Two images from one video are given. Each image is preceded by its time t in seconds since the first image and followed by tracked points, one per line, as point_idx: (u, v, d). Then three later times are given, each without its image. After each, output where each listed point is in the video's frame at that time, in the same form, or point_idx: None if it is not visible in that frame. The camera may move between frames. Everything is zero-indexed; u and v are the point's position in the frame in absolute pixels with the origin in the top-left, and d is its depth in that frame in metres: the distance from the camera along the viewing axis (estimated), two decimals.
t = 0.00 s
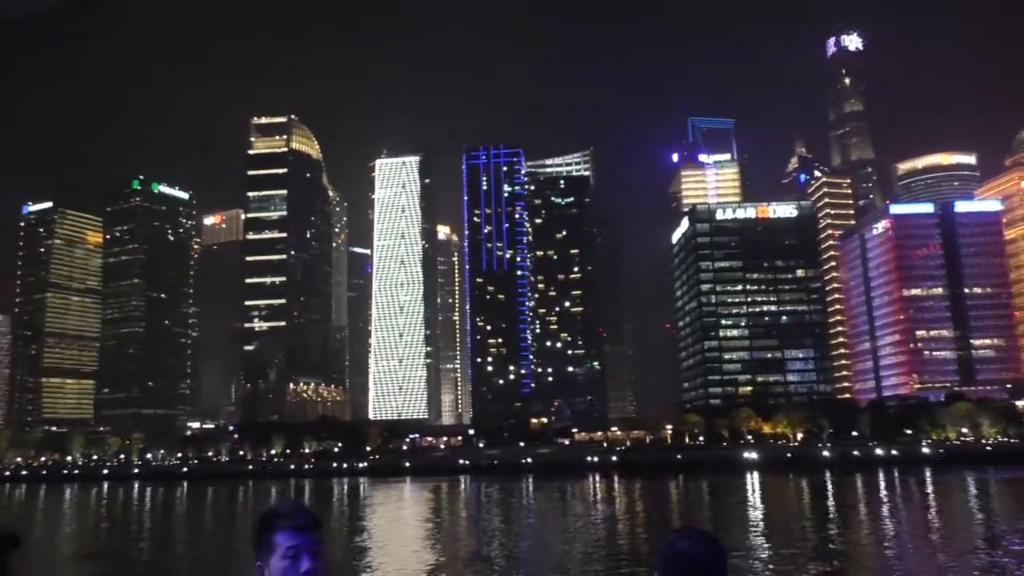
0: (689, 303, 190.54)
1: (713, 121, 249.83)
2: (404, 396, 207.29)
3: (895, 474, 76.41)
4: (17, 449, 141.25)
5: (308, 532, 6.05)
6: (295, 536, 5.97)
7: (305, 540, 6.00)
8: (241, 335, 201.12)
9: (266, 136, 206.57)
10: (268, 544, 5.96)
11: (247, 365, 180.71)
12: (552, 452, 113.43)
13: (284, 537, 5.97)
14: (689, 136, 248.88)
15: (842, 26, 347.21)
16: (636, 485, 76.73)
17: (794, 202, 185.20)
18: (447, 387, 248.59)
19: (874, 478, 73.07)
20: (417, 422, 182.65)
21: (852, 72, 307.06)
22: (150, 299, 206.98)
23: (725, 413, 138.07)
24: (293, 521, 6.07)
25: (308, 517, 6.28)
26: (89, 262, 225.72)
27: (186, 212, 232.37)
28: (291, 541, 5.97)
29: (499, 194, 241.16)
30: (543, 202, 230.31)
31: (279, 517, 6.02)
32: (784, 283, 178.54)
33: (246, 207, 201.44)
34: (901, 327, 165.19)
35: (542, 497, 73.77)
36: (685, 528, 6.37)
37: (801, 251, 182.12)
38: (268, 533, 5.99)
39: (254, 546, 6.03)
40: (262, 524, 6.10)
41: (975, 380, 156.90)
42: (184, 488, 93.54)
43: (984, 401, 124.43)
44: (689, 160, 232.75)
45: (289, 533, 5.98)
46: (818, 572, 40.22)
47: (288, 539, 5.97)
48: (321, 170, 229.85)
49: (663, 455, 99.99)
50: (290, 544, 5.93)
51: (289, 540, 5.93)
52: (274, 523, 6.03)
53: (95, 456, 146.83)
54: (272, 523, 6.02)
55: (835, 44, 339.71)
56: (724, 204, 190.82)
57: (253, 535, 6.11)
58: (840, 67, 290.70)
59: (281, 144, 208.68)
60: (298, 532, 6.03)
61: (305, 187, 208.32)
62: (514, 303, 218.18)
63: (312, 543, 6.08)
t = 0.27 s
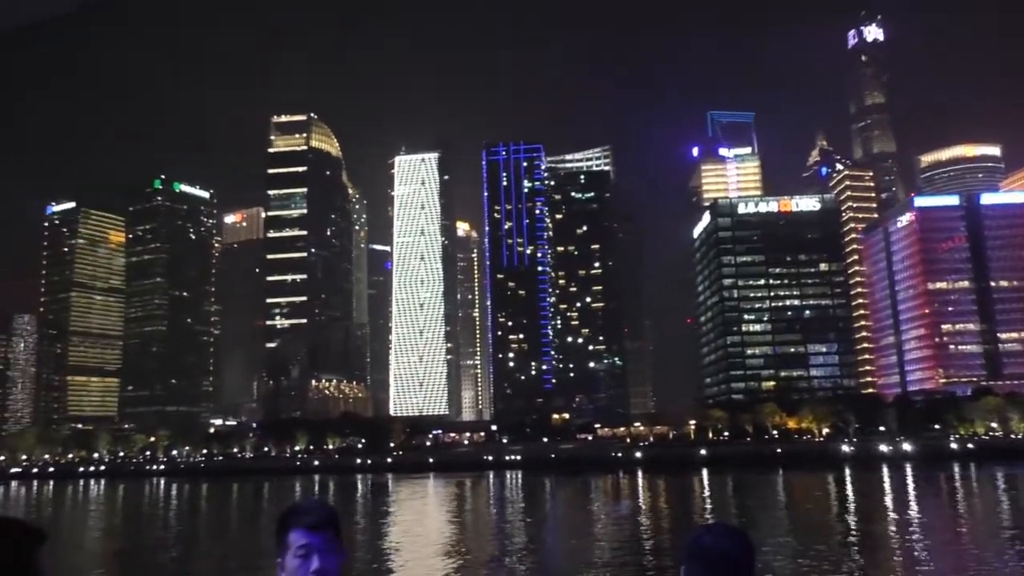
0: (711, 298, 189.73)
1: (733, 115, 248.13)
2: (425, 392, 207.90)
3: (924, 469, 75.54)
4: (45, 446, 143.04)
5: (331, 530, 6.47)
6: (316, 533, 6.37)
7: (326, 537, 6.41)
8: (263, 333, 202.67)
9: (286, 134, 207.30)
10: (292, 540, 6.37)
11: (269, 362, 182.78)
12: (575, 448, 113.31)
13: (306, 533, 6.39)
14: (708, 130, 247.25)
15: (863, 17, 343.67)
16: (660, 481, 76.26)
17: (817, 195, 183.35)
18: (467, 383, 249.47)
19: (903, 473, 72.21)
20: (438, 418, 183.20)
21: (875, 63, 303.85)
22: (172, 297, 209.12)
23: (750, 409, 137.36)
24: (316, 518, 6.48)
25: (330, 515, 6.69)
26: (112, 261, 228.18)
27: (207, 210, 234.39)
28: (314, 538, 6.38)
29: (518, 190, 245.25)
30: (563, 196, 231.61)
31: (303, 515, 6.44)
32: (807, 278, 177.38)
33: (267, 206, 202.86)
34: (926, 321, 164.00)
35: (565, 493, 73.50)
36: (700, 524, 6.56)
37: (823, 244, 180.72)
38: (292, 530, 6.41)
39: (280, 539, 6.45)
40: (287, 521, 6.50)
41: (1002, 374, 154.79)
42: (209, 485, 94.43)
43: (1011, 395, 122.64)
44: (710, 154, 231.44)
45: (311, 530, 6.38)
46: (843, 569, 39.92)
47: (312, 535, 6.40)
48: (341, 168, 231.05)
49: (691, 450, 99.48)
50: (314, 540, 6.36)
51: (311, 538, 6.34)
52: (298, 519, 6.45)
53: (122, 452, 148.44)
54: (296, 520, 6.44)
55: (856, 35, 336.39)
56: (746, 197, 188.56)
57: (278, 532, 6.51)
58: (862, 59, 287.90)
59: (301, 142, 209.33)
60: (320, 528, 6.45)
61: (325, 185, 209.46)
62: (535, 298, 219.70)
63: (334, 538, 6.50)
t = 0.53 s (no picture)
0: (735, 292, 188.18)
1: (755, 108, 246.21)
2: (447, 386, 207.87)
3: (953, 464, 74.85)
4: (74, 441, 145.32)
5: (354, 528, 6.81)
6: (340, 532, 6.71)
7: (351, 535, 6.75)
8: (286, 328, 204.68)
9: (308, 130, 208.20)
10: (318, 539, 6.73)
11: (293, 356, 183.82)
12: (599, 442, 113.13)
13: (331, 532, 6.73)
14: (730, 124, 245.45)
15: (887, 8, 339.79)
16: (684, 476, 76.02)
17: (843, 188, 181.58)
18: (488, 378, 250.74)
19: (931, 469, 71.50)
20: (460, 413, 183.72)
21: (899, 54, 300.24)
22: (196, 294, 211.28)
23: (776, 403, 136.34)
24: (341, 517, 6.81)
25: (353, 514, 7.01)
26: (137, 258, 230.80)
27: (230, 208, 236.54)
28: (337, 536, 6.72)
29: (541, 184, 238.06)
30: (584, 191, 233.84)
31: (327, 515, 6.77)
32: (832, 272, 175.59)
33: (290, 202, 204.44)
34: (955, 315, 162.06)
35: (589, 488, 73.35)
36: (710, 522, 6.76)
37: (849, 238, 178.69)
38: (318, 529, 6.74)
39: (307, 538, 6.81)
40: (314, 520, 6.86)
41: None
42: (236, 479, 95.49)
43: None
44: (732, 147, 229.95)
45: (336, 528, 6.74)
46: (871, 564, 39.46)
47: (336, 533, 6.74)
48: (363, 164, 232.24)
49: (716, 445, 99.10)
50: (338, 539, 6.70)
51: (336, 535, 6.68)
52: (324, 519, 6.79)
53: (150, 447, 150.22)
54: (322, 520, 6.78)
55: (880, 26, 332.71)
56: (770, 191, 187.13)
57: (305, 530, 6.87)
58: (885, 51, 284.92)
59: (323, 138, 210.60)
60: (344, 528, 6.78)
61: (347, 181, 210.70)
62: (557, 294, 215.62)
63: (357, 534, 6.82)
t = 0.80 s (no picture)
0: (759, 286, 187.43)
1: (777, 101, 244.02)
2: (468, 379, 208.24)
3: (984, 460, 73.69)
4: (100, 436, 148.75)
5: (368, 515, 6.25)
6: (353, 519, 6.18)
7: (365, 523, 6.19)
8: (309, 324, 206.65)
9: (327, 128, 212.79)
10: (330, 529, 6.20)
11: (316, 353, 187.41)
12: (621, 437, 112.79)
13: (344, 519, 6.21)
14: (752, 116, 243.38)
15: None
16: (707, 471, 75.50)
17: (868, 181, 178.43)
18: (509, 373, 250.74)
19: (960, 465, 70.36)
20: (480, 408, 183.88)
21: (923, 46, 296.65)
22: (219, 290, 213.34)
23: (800, 397, 135.27)
24: (354, 504, 6.29)
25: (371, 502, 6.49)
26: (160, 256, 232.98)
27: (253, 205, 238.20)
28: (350, 525, 6.18)
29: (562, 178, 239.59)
30: (605, 185, 232.66)
31: (341, 499, 6.26)
32: (857, 265, 173.89)
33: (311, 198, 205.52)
34: (982, 308, 160.28)
35: (611, 484, 72.99)
36: (754, 515, 6.10)
37: (875, 231, 176.52)
38: (331, 516, 6.23)
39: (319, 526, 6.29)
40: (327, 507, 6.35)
41: None
42: (261, 473, 96.67)
43: None
44: (754, 141, 228.36)
45: (349, 515, 6.21)
46: (898, 561, 38.72)
47: (349, 521, 6.19)
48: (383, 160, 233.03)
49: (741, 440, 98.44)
50: (351, 528, 6.16)
51: (349, 522, 6.14)
52: (337, 505, 6.27)
53: (175, 442, 151.28)
54: (334, 506, 6.25)
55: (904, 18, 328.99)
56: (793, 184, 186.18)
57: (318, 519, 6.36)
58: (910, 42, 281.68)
59: (343, 135, 212.48)
60: (356, 514, 6.24)
61: (367, 177, 211.65)
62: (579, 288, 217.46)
63: (371, 523, 6.28)
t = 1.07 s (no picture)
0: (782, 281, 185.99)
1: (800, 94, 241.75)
2: (489, 374, 209.04)
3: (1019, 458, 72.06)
4: (126, 430, 151.21)
5: (392, 515, 6.02)
6: (374, 519, 5.93)
7: (392, 524, 5.97)
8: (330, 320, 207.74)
9: (350, 124, 215.48)
10: (352, 530, 5.99)
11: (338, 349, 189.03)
12: (645, 434, 112.08)
13: (366, 517, 5.96)
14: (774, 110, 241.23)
15: None
16: (732, 468, 74.65)
17: (895, 174, 176.48)
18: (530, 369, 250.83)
19: (993, 462, 68.88)
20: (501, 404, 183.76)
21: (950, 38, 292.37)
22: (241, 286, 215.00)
23: (827, 393, 134.86)
24: (378, 502, 6.10)
25: (396, 501, 6.27)
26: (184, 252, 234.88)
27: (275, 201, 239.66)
28: (370, 525, 5.93)
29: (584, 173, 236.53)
30: (628, 179, 233.82)
31: (364, 499, 6.06)
32: (883, 259, 171.94)
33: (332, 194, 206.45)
34: (1012, 303, 157.36)
35: (634, 480, 72.41)
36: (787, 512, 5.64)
37: (901, 225, 174.69)
38: (353, 517, 6.01)
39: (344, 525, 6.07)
40: (351, 507, 6.16)
41: None
42: (284, 468, 97.76)
43: None
44: (777, 135, 226.46)
45: (372, 513, 5.98)
46: (926, 559, 37.89)
47: (370, 521, 5.96)
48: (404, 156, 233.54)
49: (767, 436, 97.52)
50: (373, 528, 5.92)
51: (371, 523, 5.90)
52: (361, 502, 6.09)
53: (200, 437, 152.35)
54: (359, 507, 6.05)
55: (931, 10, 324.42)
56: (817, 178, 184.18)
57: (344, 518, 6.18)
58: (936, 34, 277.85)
59: (365, 131, 215.16)
60: (380, 512, 6.02)
61: (387, 173, 212.50)
62: (601, 285, 214.62)
63: (395, 522, 6.02)
